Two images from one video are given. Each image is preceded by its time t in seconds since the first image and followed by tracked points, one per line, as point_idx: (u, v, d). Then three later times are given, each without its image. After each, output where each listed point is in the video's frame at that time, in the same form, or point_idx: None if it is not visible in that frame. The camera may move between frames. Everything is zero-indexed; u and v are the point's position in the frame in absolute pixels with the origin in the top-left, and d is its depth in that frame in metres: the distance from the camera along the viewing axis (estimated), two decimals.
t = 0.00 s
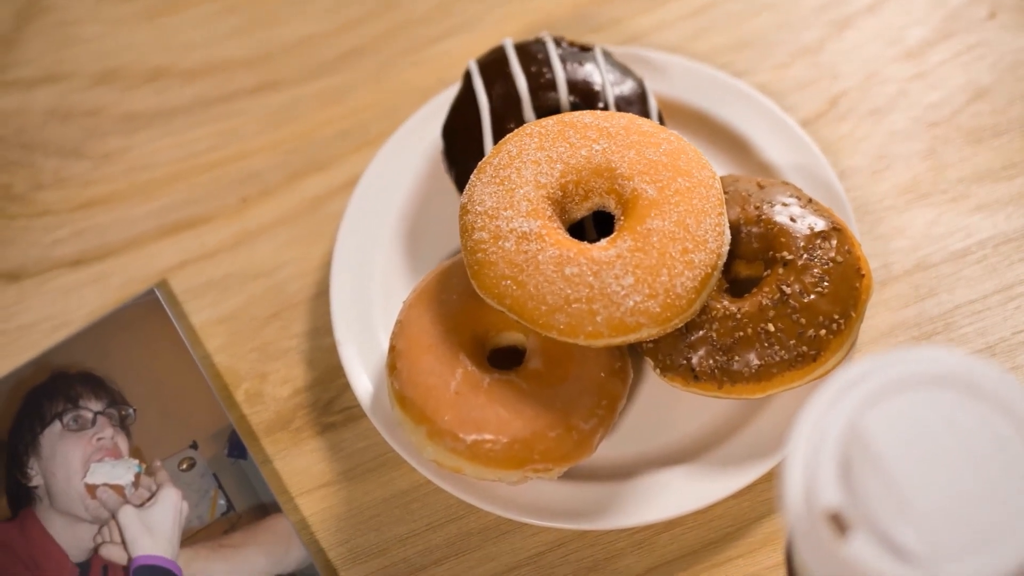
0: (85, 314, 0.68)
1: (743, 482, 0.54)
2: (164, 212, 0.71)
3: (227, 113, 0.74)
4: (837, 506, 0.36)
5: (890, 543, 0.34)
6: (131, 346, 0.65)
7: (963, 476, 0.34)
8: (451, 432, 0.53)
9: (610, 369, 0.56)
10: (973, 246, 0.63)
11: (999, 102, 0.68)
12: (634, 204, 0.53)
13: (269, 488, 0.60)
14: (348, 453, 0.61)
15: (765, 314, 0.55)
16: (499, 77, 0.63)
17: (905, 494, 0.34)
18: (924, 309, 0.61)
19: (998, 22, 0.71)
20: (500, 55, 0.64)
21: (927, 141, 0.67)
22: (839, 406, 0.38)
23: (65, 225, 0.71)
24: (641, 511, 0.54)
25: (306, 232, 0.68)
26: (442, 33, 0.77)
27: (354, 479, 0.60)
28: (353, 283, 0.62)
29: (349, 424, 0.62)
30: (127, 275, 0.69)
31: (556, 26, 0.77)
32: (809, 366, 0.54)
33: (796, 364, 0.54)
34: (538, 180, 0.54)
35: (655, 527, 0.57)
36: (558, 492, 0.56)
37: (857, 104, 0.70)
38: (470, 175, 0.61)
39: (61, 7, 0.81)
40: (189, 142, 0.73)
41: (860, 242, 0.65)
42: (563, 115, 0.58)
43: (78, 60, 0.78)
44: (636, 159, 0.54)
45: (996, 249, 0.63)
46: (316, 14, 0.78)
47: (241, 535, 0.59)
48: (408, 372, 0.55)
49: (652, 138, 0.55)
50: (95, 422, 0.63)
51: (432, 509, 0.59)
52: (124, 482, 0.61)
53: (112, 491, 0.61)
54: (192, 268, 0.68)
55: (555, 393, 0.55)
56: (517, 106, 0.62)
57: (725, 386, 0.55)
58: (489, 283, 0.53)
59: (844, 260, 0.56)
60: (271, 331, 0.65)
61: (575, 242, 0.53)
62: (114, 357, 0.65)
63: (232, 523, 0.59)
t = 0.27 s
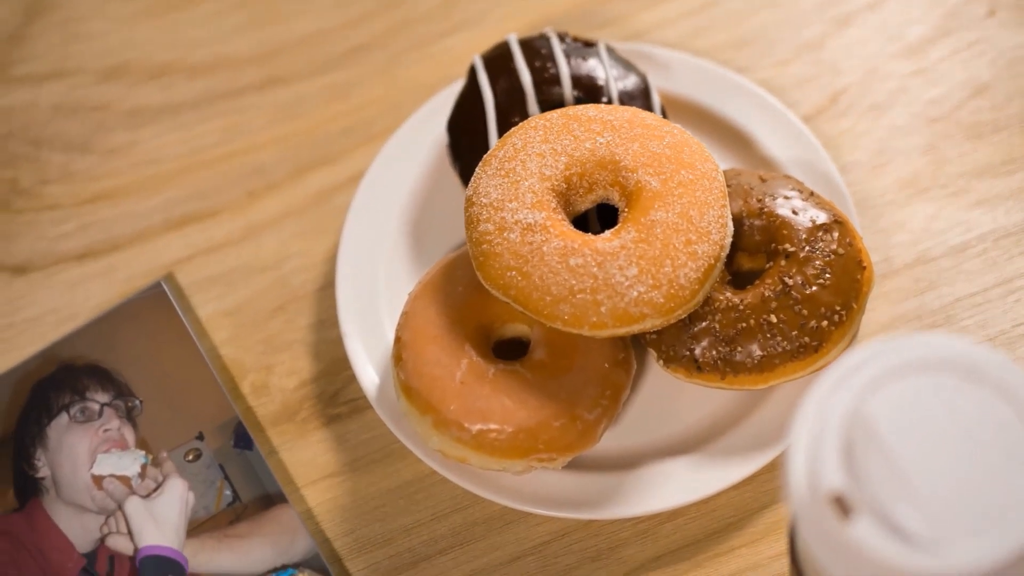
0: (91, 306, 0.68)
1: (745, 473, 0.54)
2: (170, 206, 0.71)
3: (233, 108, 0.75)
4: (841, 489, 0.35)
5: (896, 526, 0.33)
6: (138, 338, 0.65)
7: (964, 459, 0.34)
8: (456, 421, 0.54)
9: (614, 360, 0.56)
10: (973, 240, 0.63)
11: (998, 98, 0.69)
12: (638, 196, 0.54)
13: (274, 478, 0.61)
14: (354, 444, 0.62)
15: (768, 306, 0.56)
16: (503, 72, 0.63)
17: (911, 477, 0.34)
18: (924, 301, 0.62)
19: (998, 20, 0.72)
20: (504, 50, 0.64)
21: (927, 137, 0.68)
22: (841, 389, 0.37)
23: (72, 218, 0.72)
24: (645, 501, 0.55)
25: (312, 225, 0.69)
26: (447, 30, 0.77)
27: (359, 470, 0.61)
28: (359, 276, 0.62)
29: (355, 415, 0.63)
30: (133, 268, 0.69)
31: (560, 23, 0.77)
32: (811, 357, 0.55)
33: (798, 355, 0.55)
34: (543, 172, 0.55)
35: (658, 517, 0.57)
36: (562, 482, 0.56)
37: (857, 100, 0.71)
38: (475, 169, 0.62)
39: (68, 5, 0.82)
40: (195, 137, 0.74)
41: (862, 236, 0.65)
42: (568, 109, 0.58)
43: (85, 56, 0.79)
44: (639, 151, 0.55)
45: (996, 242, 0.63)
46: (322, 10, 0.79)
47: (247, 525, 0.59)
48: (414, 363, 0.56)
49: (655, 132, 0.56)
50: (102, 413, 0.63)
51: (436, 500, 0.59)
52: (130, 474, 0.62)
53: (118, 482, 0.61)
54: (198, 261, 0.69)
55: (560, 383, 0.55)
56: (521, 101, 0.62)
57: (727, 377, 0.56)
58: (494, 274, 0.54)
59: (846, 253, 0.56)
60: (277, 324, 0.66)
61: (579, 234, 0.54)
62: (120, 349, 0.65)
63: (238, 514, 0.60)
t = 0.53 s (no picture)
0: (99, 299, 0.69)
1: (748, 462, 0.55)
2: (177, 200, 0.72)
3: (239, 104, 0.75)
4: (844, 472, 0.36)
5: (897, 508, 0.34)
6: (146, 330, 0.66)
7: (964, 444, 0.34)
8: (462, 411, 0.55)
9: (618, 351, 0.57)
10: (972, 234, 0.64)
11: (997, 94, 0.70)
12: (642, 188, 0.54)
13: (281, 469, 0.61)
14: (360, 434, 0.62)
15: (770, 297, 0.56)
16: (508, 67, 0.64)
17: (913, 461, 0.34)
18: (924, 294, 0.62)
19: (996, 17, 0.73)
20: (509, 46, 0.65)
21: (927, 132, 0.69)
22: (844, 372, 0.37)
23: (80, 212, 0.72)
24: (648, 490, 0.55)
25: (318, 219, 0.70)
26: (451, 26, 0.78)
27: (365, 460, 0.61)
28: (364, 268, 0.63)
29: (360, 406, 0.63)
30: (141, 261, 0.70)
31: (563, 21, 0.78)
32: (813, 348, 0.56)
33: (800, 346, 0.56)
34: (548, 164, 0.56)
35: (662, 507, 0.58)
36: (566, 472, 0.57)
37: (858, 96, 0.71)
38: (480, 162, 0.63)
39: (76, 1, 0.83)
40: (202, 132, 0.75)
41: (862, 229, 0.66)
42: (572, 103, 0.59)
43: (93, 52, 0.80)
44: (643, 144, 0.55)
45: (995, 236, 0.64)
46: (327, 7, 0.80)
47: (254, 515, 0.60)
48: (420, 353, 0.56)
49: (659, 125, 0.56)
50: (109, 404, 0.64)
51: (441, 489, 0.60)
52: (137, 464, 0.62)
53: (125, 472, 0.62)
54: (204, 254, 0.69)
55: (564, 373, 0.56)
56: (526, 95, 0.63)
57: (730, 367, 0.56)
58: (500, 265, 0.54)
59: (847, 245, 0.57)
60: (284, 316, 0.67)
61: (584, 225, 0.55)
62: (128, 341, 0.66)
63: (245, 504, 0.60)
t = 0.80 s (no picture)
0: (107, 292, 0.70)
1: (751, 452, 0.55)
2: (183, 195, 0.73)
3: (246, 100, 0.76)
4: (847, 455, 0.37)
5: (900, 490, 0.35)
6: (153, 323, 0.67)
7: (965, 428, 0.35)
8: (467, 401, 0.55)
9: (622, 342, 0.57)
10: (972, 228, 0.65)
11: (996, 91, 0.70)
12: (645, 180, 0.55)
13: (287, 460, 0.62)
14: (365, 425, 0.63)
15: (772, 289, 0.57)
16: (512, 62, 0.65)
17: (913, 442, 0.35)
18: (924, 288, 0.63)
19: (995, 15, 0.74)
20: (513, 42, 0.66)
21: (927, 128, 0.69)
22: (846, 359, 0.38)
23: (87, 207, 0.73)
24: (651, 480, 0.56)
25: (324, 213, 0.70)
26: (456, 23, 0.79)
27: (370, 451, 0.62)
28: (370, 262, 0.64)
29: (366, 398, 0.64)
30: (148, 255, 0.70)
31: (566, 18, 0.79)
32: (815, 339, 0.56)
33: (802, 337, 0.56)
34: (552, 157, 0.56)
35: (665, 497, 0.59)
36: (570, 462, 0.57)
37: (859, 92, 0.72)
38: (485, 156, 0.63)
39: None
40: (209, 127, 0.75)
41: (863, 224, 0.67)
42: (576, 97, 0.60)
43: (101, 49, 0.81)
44: (647, 137, 0.56)
45: (995, 231, 0.64)
46: (333, 5, 0.80)
47: (260, 505, 0.60)
48: (426, 344, 0.57)
49: (662, 118, 0.57)
50: (116, 396, 0.65)
51: (446, 480, 0.60)
52: (144, 455, 0.63)
53: (132, 463, 0.63)
54: (211, 248, 0.70)
55: (568, 364, 0.56)
56: (530, 91, 0.64)
57: (733, 358, 0.57)
58: (505, 256, 0.55)
59: (848, 237, 0.57)
60: (290, 309, 0.67)
61: (588, 217, 0.55)
62: (135, 334, 0.67)
63: (251, 494, 0.61)
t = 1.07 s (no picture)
0: (117, 282, 0.70)
1: (755, 438, 0.56)
2: (193, 187, 0.74)
3: (255, 94, 0.77)
4: (851, 432, 0.36)
5: (904, 467, 0.34)
6: (163, 313, 0.68)
7: (969, 406, 0.34)
8: (475, 387, 0.56)
9: (627, 329, 0.58)
10: (972, 220, 0.66)
11: (995, 86, 0.71)
12: (650, 170, 0.56)
13: (296, 447, 0.63)
14: (373, 412, 0.64)
15: (775, 278, 0.58)
16: (519, 55, 0.66)
17: (917, 420, 0.34)
18: (925, 279, 0.64)
19: (994, 12, 0.75)
20: (520, 36, 0.67)
21: (927, 122, 0.71)
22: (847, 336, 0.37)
23: (98, 198, 0.74)
24: (656, 465, 0.56)
25: (332, 205, 0.71)
26: (462, 19, 0.80)
27: (379, 438, 0.63)
28: (378, 252, 0.65)
29: (374, 386, 0.65)
30: (157, 246, 0.71)
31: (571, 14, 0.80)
32: (817, 327, 0.57)
33: (804, 325, 0.57)
34: (559, 147, 0.57)
35: (669, 483, 0.60)
36: (576, 448, 0.58)
37: (860, 87, 0.73)
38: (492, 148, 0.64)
39: None
40: (218, 121, 0.76)
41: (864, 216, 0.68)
42: (582, 89, 0.61)
43: (112, 44, 0.82)
44: (652, 128, 0.57)
45: (994, 223, 0.65)
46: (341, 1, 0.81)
47: (269, 491, 0.61)
48: (433, 331, 0.58)
49: (667, 109, 0.58)
50: (126, 384, 0.66)
51: (453, 466, 0.61)
52: (154, 442, 0.64)
53: (142, 450, 0.64)
54: (220, 239, 0.71)
55: (574, 351, 0.57)
56: (536, 84, 0.65)
57: (736, 346, 0.58)
58: (512, 244, 0.56)
59: (850, 227, 0.58)
60: (298, 299, 0.68)
61: (594, 206, 0.56)
62: (145, 323, 0.68)
63: (260, 481, 0.62)
